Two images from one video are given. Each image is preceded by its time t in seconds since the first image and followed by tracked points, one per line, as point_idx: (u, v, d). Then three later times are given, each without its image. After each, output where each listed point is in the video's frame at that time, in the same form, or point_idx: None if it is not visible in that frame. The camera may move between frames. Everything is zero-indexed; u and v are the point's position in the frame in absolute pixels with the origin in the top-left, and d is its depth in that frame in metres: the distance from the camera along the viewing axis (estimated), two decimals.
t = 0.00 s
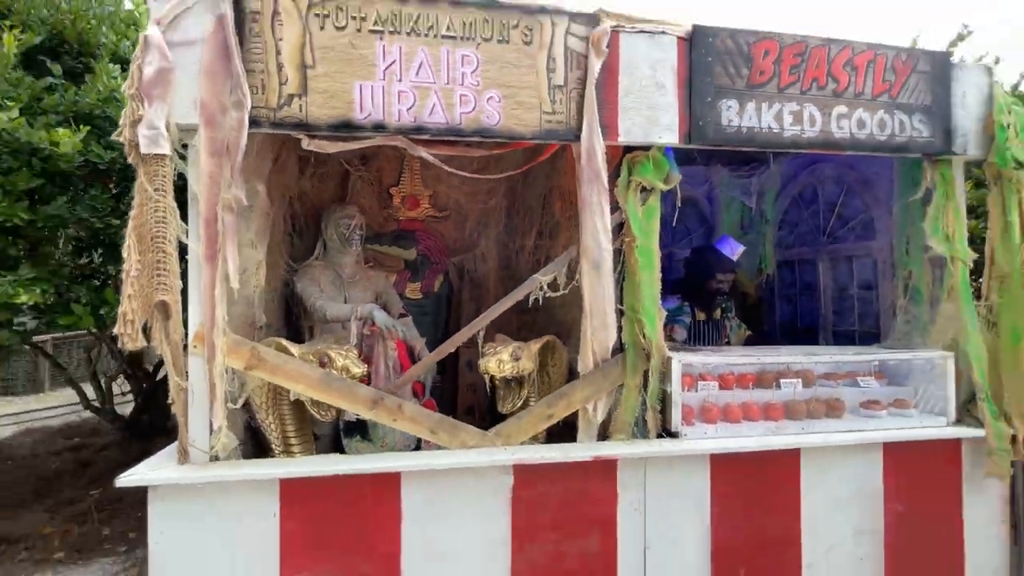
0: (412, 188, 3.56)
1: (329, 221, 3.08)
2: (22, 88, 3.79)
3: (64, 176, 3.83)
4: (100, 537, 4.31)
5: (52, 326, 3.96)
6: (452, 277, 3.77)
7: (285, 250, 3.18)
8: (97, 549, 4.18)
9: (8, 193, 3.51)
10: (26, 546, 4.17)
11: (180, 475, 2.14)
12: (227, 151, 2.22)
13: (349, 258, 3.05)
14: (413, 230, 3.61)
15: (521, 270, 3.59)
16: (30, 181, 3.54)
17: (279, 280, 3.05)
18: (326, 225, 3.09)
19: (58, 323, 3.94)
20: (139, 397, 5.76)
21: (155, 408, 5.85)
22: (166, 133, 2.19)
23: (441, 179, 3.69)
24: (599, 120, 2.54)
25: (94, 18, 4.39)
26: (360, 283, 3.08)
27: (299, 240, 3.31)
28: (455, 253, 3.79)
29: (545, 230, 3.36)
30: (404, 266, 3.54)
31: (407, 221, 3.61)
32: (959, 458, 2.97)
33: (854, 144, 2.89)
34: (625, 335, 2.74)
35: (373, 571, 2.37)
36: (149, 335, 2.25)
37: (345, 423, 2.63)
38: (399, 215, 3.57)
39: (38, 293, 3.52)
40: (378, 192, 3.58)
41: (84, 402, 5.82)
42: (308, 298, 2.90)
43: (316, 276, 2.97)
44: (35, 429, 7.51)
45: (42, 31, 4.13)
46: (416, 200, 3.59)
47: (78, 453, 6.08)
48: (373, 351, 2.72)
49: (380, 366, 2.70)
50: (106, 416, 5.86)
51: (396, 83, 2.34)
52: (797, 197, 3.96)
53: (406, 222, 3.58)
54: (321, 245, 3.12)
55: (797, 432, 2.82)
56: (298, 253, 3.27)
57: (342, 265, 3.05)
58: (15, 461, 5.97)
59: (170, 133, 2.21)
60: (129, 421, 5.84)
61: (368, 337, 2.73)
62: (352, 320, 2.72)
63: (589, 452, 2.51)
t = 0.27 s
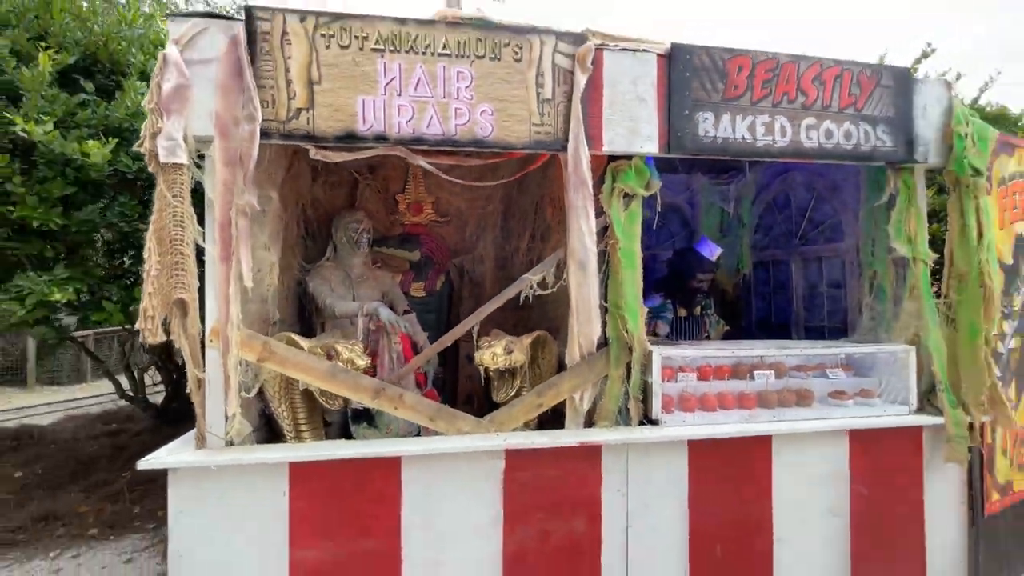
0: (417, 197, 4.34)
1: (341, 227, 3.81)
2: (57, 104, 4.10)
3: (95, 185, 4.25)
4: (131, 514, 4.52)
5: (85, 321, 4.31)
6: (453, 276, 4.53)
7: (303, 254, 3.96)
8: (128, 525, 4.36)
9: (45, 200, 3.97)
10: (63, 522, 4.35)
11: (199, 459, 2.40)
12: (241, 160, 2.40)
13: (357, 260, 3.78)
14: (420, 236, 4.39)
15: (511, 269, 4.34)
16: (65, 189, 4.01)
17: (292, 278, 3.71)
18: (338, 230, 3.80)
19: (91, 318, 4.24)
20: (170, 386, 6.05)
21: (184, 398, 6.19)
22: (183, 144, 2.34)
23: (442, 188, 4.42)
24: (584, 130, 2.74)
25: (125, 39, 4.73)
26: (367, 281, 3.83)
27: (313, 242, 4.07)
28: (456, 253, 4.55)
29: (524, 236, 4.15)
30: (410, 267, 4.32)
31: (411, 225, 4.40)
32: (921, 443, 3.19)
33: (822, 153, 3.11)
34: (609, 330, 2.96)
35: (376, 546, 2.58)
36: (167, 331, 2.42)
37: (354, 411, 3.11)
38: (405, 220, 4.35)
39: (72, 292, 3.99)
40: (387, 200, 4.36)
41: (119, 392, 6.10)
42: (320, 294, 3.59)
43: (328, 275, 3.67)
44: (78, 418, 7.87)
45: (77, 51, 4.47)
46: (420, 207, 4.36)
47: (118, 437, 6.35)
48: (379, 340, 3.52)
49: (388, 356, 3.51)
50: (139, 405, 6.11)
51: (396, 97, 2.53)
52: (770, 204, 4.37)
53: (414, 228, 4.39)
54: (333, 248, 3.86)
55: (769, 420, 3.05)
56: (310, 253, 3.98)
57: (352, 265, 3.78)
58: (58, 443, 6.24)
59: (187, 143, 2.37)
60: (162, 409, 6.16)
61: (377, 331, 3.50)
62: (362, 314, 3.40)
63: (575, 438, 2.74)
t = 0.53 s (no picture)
0: (417, 199, 4.52)
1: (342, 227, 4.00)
2: (72, 109, 4.19)
3: (107, 186, 4.26)
4: (143, 502, 4.58)
5: (99, 316, 4.39)
6: (451, 274, 4.67)
7: (305, 254, 4.15)
8: (141, 510, 4.45)
9: (59, 201, 4.01)
10: (80, 507, 4.43)
11: (201, 448, 2.51)
12: (241, 161, 2.49)
13: (358, 259, 3.97)
14: (419, 234, 4.55)
15: (505, 267, 4.50)
16: (78, 190, 4.05)
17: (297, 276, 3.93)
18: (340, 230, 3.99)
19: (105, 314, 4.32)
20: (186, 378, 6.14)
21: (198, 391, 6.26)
22: (185, 146, 2.43)
23: (442, 191, 4.64)
24: (572, 133, 2.85)
25: (139, 49, 4.79)
26: (368, 279, 4.01)
27: (315, 242, 4.27)
28: (455, 253, 4.73)
29: (517, 235, 4.26)
30: (409, 265, 4.41)
31: (411, 226, 4.56)
32: (896, 434, 3.31)
33: (802, 156, 3.22)
34: (596, 326, 3.08)
35: (372, 532, 2.72)
36: (171, 326, 2.51)
37: (356, 403, 3.38)
38: (405, 220, 4.53)
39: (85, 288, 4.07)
40: (388, 201, 4.57)
41: (137, 384, 6.12)
42: (322, 291, 3.78)
43: (330, 274, 3.87)
44: (100, 407, 8.01)
45: (92, 60, 4.53)
46: (420, 209, 4.53)
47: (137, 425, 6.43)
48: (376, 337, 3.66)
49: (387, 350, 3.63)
50: (156, 396, 6.16)
51: (391, 101, 2.63)
52: (754, 205, 4.58)
53: (414, 228, 4.56)
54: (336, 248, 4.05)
55: (750, 412, 3.18)
56: (313, 253, 4.20)
57: (352, 264, 3.97)
58: (77, 432, 6.32)
59: (190, 146, 2.46)
60: (178, 400, 6.27)
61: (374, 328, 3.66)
62: (359, 312, 3.57)
63: (563, 429, 2.85)
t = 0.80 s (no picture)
0: (410, 198, 4.53)
1: (336, 226, 4.04)
2: (71, 112, 3.81)
3: (105, 186, 3.88)
4: (144, 492, 4.58)
5: (97, 312, 4.26)
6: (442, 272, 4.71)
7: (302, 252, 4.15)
8: (141, 502, 4.45)
9: (57, 201, 3.65)
10: (81, 499, 4.43)
11: (187, 441, 2.54)
12: (228, 160, 2.52)
13: (352, 258, 4.05)
14: (412, 234, 4.59)
15: (495, 264, 4.53)
16: (76, 191, 3.67)
17: (292, 274, 3.92)
18: (333, 228, 4.05)
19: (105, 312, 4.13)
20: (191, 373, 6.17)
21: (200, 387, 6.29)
22: (171, 144, 2.44)
23: (434, 190, 4.65)
24: (556, 132, 2.90)
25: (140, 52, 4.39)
26: (362, 277, 4.09)
27: (310, 240, 4.24)
28: (446, 252, 4.75)
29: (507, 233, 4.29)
30: (402, 265, 4.48)
31: (404, 225, 4.59)
32: (874, 428, 3.37)
33: (783, 156, 3.28)
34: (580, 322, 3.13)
35: (358, 525, 2.76)
36: (157, 323, 2.53)
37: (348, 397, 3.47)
38: (398, 219, 4.55)
39: (82, 285, 3.73)
40: (380, 200, 4.56)
41: (142, 379, 6.11)
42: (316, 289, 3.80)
43: (323, 271, 3.90)
44: (108, 401, 8.01)
45: (92, 63, 4.15)
46: (412, 208, 4.55)
47: (139, 421, 6.42)
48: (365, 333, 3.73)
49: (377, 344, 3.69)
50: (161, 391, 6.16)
51: (377, 100, 2.67)
52: (738, 205, 4.66)
53: (407, 228, 4.59)
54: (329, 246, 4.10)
55: (732, 406, 3.24)
56: (309, 251, 4.16)
57: (344, 263, 4.02)
58: (84, 425, 6.35)
59: (175, 143, 2.47)
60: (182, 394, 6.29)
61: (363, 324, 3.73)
62: (350, 309, 3.56)
63: (546, 423, 2.90)
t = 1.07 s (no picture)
0: (398, 195, 4.45)
1: (320, 223, 3.95)
2: (48, 105, 3.72)
3: (82, 180, 3.81)
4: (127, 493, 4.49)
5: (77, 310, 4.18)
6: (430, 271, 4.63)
7: (285, 249, 4.02)
8: (124, 503, 4.36)
9: (31, 196, 3.57)
10: (62, 501, 4.33)
11: (158, 442, 2.47)
12: (200, 153, 2.45)
13: (337, 255, 3.96)
14: (399, 231, 4.51)
15: (483, 262, 4.46)
16: (51, 186, 3.58)
17: (276, 273, 3.83)
18: (317, 226, 3.97)
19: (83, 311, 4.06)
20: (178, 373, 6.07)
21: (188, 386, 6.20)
22: (140, 137, 2.37)
23: (422, 187, 4.58)
24: (540, 126, 2.83)
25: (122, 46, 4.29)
26: (347, 275, 4.01)
27: (296, 238, 4.13)
28: (434, 250, 4.66)
29: (495, 230, 4.22)
30: (389, 262, 4.40)
31: (392, 223, 4.51)
32: (864, 428, 3.32)
33: (772, 151, 3.22)
34: (565, 321, 3.07)
35: (336, 528, 2.70)
36: (126, 321, 2.45)
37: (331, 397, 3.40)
38: (386, 216, 4.46)
39: (57, 283, 3.65)
40: (367, 197, 4.46)
41: (129, 378, 6.02)
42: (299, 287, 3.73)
43: (306, 269, 3.83)
44: (97, 400, 7.89)
45: (72, 57, 4.02)
46: (400, 206, 4.47)
47: (127, 421, 6.33)
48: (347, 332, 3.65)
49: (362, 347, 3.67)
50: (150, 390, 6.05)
51: (355, 92, 2.60)
52: (730, 202, 4.61)
53: (394, 225, 4.51)
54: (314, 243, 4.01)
55: (720, 406, 3.19)
56: (293, 248, 4.07)
57: (329, 260, 3.95)
58: (72, 425, 6.26)
59: (145, 137, 2.40)
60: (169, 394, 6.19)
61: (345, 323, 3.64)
62: (332, 307, 3.48)
63: (530, 424, 2.84)
